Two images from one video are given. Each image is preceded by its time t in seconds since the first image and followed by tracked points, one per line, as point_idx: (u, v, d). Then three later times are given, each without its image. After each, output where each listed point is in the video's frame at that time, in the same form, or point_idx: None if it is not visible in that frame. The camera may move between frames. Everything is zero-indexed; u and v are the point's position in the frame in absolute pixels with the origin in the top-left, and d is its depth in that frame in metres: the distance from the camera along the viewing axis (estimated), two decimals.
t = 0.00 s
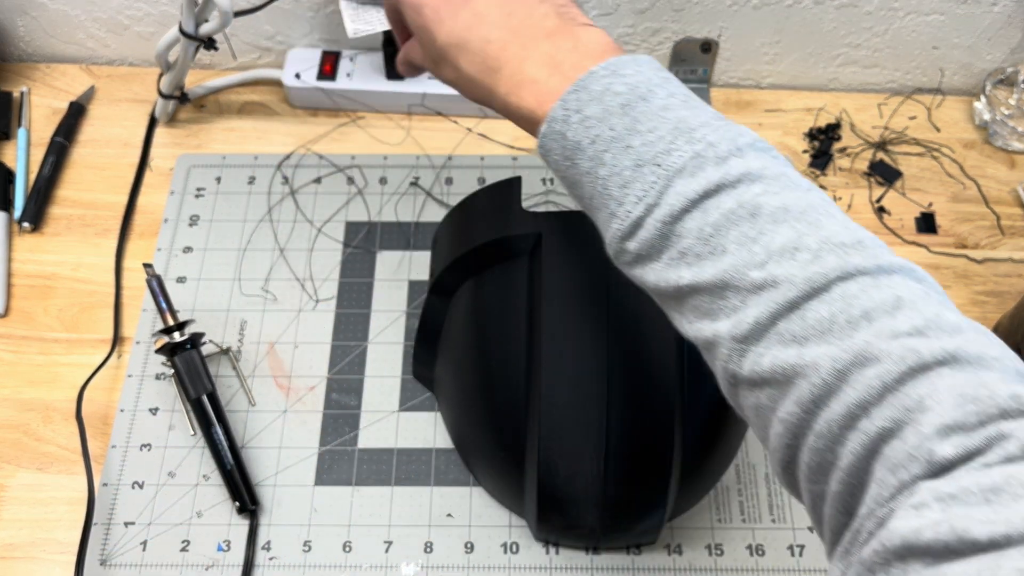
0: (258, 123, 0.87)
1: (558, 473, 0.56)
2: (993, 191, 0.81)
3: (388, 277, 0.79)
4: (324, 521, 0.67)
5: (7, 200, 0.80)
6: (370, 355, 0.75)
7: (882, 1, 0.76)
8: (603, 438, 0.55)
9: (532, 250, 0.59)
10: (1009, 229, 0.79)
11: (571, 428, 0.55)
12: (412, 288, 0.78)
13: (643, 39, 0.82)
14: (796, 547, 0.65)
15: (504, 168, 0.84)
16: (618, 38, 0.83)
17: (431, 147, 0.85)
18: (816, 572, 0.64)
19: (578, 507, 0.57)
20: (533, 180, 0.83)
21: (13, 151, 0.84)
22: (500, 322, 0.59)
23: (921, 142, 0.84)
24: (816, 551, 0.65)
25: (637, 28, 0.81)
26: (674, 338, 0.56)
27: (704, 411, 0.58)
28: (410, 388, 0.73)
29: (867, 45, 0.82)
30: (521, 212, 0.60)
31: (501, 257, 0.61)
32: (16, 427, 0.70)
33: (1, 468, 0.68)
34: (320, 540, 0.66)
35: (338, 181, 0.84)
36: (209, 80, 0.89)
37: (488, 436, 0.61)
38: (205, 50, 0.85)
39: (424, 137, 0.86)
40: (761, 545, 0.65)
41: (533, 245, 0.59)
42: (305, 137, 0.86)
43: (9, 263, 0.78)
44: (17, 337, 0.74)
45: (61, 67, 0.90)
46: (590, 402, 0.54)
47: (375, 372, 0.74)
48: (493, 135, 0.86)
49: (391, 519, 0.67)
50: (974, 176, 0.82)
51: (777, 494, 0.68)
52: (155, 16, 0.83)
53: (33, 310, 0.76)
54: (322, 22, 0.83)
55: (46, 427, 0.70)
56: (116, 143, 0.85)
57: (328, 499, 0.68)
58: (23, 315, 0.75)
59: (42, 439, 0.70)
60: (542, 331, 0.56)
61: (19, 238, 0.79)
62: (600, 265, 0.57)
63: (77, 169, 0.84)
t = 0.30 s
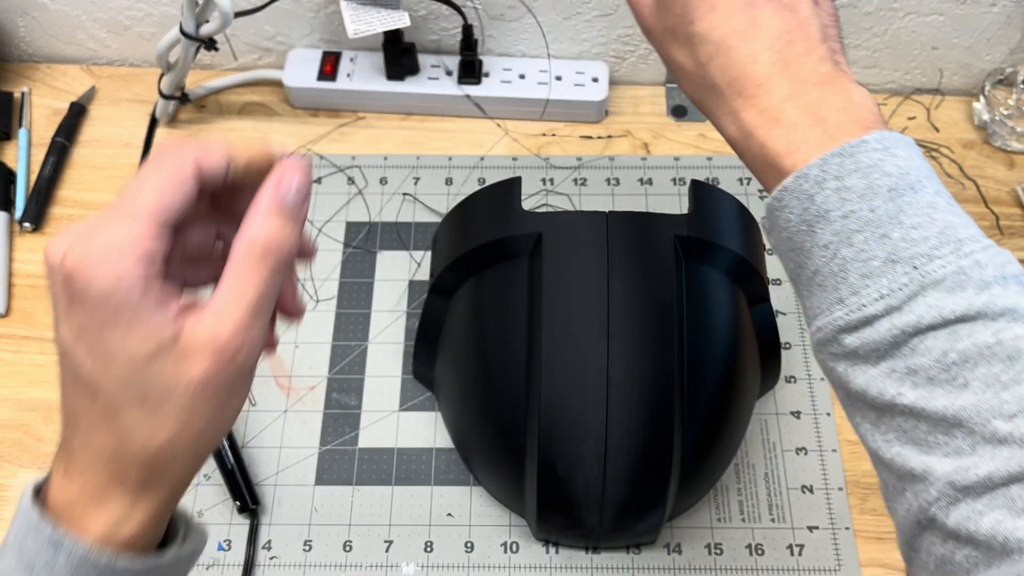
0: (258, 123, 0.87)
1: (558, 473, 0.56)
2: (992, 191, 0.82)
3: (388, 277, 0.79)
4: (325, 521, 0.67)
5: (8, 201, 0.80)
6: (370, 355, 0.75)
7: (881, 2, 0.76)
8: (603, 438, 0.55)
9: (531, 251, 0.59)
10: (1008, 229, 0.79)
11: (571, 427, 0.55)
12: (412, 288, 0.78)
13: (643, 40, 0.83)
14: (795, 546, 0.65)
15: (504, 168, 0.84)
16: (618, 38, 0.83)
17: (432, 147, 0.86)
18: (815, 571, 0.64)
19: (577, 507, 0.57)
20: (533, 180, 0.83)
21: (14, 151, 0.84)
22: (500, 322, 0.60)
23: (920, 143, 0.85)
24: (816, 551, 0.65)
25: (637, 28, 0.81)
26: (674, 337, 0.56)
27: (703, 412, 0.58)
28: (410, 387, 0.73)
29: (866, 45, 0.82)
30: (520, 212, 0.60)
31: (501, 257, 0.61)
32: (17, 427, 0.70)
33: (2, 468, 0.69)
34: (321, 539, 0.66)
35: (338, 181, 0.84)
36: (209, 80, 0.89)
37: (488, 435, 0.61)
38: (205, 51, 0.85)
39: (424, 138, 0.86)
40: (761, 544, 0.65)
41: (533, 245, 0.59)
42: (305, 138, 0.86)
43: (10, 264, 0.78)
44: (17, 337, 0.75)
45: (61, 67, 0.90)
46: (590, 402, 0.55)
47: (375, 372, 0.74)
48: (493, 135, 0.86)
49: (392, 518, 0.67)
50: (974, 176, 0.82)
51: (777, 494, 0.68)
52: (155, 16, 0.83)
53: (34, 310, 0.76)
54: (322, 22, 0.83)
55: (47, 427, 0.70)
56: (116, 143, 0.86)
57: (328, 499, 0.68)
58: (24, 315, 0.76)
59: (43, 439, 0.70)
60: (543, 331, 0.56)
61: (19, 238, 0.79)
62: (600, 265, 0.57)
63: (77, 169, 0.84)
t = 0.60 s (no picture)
0: (259, 124, 0.88)
1: (557, 473, 0.57)
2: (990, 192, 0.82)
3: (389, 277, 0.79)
4: (326, 519, 0.67)
5: (9, 201, 0.81)
6: (371, 354, 0.75)
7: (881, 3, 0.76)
8: (603, 437, 0.55)
9: (532, 251, 0.60)
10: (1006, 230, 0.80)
11: (570, 427, 0.56)
12: (412, 288, 0.79)
13: (643, 41, 0.83)
14: (793, 545, 0.66)
15: (504, 168, 0.84)
16: (617, 39, 0.83)
17: (432, 148, 0.86)
18: (814, 570, 0.64)
19: (576, 507, 0.58)
20: (533, 181, 0.84)
21: (15, 152, 0.84)
22: (499, 322, 0.60)
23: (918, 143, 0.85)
24: (815, 550, 0.65)
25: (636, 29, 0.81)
26: (673, 336, 0.56)
27: (702, 410, 0.59)
28: (410, 386, 0.74)
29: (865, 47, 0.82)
30: (519, 213, 0.61)
31: (500, 257, 0.62)
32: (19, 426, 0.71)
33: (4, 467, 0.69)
34: (322, 538, 0.66)
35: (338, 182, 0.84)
36: (210, 81, 0.90)
37: (487, 435, 0.61)
38: (206, 51, 0.86)
39: (424, 138, 0.87)
40: (761, 544, 0.66)
41: (532, 245, 0.60)
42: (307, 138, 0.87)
43: (11, 264, 0.78)
44: (20, 336, 0.75)
45: (63, 68, 0.90)
46: (590, 401, 0.55)
47: (376, 371, 0.74)
48: (493, 135, 0.87)
49: (392, 517, 0.67)
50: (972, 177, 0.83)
51: (775, 493, 0.68)
52: (156, 17, 0.83)
53: (36, 310, 0.76)
54: (322, 24, 0.83)
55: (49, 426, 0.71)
56: (118, 143, 0.86)
57: (330, 497, 0.68)
58: (25, 314, 0.76)
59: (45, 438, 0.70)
60: (543, 330, 0.57)
61: (20, 239, 0.80)
62: (599, 265, 0.57)
63: (78, 170, 0.84)
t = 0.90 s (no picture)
0: (259, 124, 0.87)
1: (558, 473, 0.57)
2: (989, 192, 0.82)
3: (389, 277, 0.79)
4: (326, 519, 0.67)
5: (9, 201, 0.81)
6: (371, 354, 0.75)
7: (881, 3, 0.76)
8: (603, 437, 0.56)
9: (532, 251, 0.60)
10: (1006, 230, 0.80)
11: (571, 427, 0.56)
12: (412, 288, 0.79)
13: (643, 41, 0.83)
14: (794, 545, 0.66)
15: (504, 168, 0.84)
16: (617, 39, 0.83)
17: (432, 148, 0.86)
18: (814, 570, 0.64)
19: (577, 508, 0.58)
20: (533, 181, 0.84)
21: (15, 152, 0.84)
22: (500, 323, 0.60)
23: (918, 143, 0.85)
24: (815, 550, 0.65)
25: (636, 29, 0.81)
26: (673, 335, 0.56)
27: (702, 410, 0.59)
28: (411, 386, 0.74)
29: (864, 47, 0.82)
30: (520, 213, 0.61)
31: (500, 258, 0.62)
32: (18, 426, 0.71)
33: (4, 467, 0.69)
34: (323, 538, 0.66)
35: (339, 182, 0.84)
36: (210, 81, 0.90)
37: (487, 436, 0.61)
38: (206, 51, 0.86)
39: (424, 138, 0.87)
40: (761, 544, 0.66)
41: (532, 246, 0.60)
42: (306, 138, 0.87)
43: (11, 264, 0.78)
44: (20, 336, 0.75)
45: (62, 68, 0.90)
46: (590, 401, 0.55)
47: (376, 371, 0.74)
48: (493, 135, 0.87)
49: (393, 517, 0.67)
50: (972, 176, 0.83)
51: (775, 493, 0.68)
52: (156, 17, 0.83)
53: (35, 310, 0.76)
54: (322, 24, 0.83)
55: (49, 426, 0.71)
56: (118, 143, 0.86)
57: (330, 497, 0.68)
58: (25, 314, 0.76)
59: (45, 438, 0.70)
60: (543, 331, 0.57)
61: (21, 238, 0.80)
62: (598, 266, 0.58)
63: (78, 170, 0.84)
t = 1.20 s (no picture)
0: (258, 123, 0.87)
1: (558, 472, 0.56)
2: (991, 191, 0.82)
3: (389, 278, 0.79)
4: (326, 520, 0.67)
5: (8, 201, 0.80)
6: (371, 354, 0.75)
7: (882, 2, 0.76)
8: (603, 436, 0.55)
9: (531, 251, 0.60)
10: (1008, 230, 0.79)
11: (572, 425, 0.55)
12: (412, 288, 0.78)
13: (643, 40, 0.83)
14: (794, 546, 0.65)
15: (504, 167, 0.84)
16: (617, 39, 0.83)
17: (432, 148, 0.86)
18: (815, 571, 0.64)
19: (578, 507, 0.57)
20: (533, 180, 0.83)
21: (13, 151, 0.84)
22: (500, 322, 0.60)
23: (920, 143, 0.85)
24: (816, 551, 0.65)
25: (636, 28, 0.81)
26: (674, 334, 0.56)
27: (703, 410, 0.58)
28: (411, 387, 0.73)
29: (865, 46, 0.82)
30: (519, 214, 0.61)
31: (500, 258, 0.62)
32: (17, 427, 0.70)
33: (3, 468, 0.68)
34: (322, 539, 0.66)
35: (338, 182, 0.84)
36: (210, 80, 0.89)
37: (486, 436, 0.61)
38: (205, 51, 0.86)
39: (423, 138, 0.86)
40: (761, 544, 0.65)
41: (532, 246, 0.60)
42: (305, 138, 0.86)
43: (10, 264, 0.78)
44: (18, 336, 0.75)
45: (61, 68, 0.90)
46: (590, 400, 0.55)
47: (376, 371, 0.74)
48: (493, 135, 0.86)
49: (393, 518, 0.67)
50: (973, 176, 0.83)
51: (776, 494, 0.68)
52: (155, 16, 0.83)
53: (34, 311, 0.76)
54: (322, 23, 0.83)
55: (47, 427, 0.70)
56: (117, 143, 0.86)
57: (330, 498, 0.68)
58: (23, 315, 0.76)
59: (43, 439, 0.70)
60: (543, 330, 0.57)
61: (19, 238, 0.79)
62: (599, 265, 0.58)
63: (77, 169, 0.84)
